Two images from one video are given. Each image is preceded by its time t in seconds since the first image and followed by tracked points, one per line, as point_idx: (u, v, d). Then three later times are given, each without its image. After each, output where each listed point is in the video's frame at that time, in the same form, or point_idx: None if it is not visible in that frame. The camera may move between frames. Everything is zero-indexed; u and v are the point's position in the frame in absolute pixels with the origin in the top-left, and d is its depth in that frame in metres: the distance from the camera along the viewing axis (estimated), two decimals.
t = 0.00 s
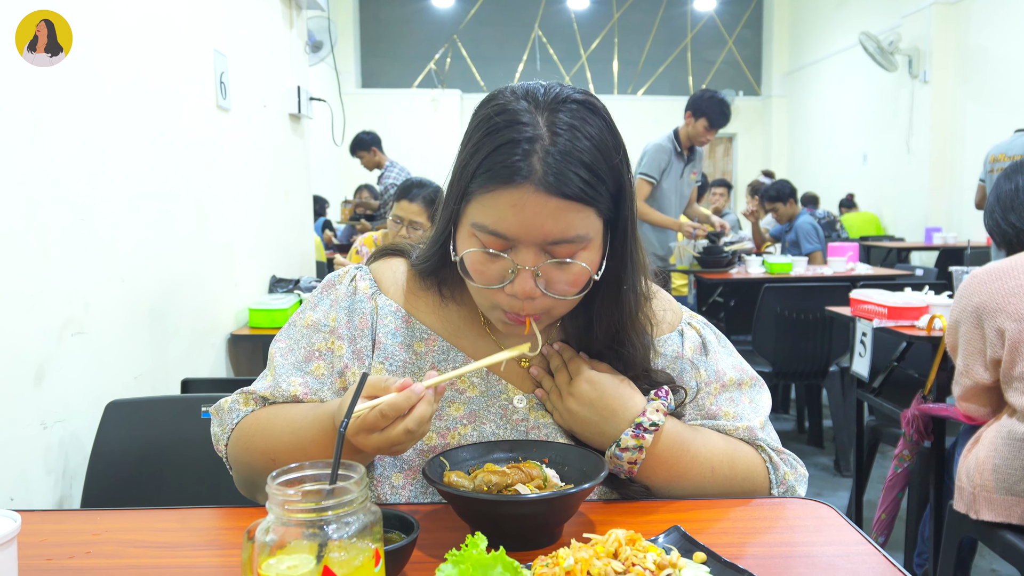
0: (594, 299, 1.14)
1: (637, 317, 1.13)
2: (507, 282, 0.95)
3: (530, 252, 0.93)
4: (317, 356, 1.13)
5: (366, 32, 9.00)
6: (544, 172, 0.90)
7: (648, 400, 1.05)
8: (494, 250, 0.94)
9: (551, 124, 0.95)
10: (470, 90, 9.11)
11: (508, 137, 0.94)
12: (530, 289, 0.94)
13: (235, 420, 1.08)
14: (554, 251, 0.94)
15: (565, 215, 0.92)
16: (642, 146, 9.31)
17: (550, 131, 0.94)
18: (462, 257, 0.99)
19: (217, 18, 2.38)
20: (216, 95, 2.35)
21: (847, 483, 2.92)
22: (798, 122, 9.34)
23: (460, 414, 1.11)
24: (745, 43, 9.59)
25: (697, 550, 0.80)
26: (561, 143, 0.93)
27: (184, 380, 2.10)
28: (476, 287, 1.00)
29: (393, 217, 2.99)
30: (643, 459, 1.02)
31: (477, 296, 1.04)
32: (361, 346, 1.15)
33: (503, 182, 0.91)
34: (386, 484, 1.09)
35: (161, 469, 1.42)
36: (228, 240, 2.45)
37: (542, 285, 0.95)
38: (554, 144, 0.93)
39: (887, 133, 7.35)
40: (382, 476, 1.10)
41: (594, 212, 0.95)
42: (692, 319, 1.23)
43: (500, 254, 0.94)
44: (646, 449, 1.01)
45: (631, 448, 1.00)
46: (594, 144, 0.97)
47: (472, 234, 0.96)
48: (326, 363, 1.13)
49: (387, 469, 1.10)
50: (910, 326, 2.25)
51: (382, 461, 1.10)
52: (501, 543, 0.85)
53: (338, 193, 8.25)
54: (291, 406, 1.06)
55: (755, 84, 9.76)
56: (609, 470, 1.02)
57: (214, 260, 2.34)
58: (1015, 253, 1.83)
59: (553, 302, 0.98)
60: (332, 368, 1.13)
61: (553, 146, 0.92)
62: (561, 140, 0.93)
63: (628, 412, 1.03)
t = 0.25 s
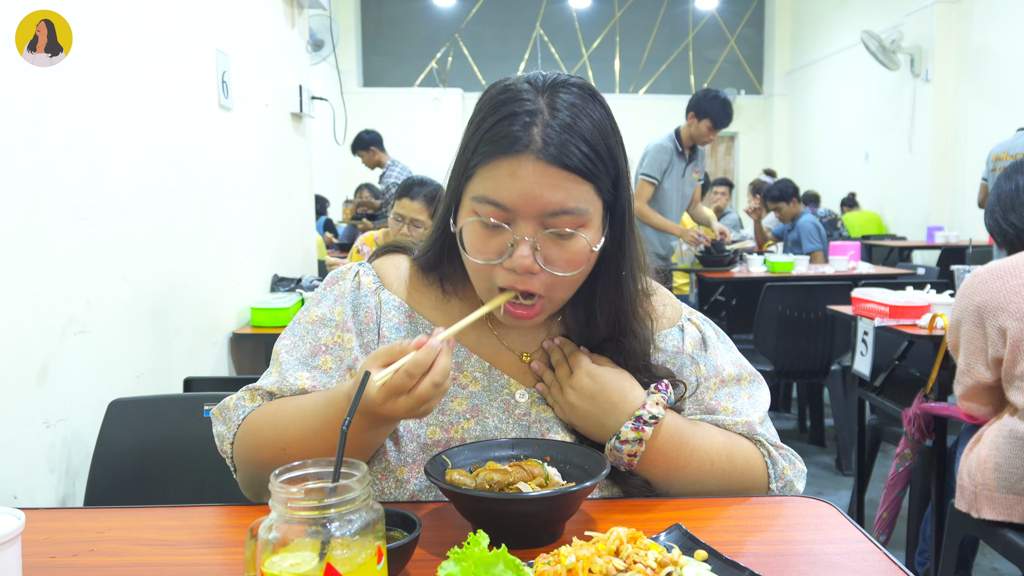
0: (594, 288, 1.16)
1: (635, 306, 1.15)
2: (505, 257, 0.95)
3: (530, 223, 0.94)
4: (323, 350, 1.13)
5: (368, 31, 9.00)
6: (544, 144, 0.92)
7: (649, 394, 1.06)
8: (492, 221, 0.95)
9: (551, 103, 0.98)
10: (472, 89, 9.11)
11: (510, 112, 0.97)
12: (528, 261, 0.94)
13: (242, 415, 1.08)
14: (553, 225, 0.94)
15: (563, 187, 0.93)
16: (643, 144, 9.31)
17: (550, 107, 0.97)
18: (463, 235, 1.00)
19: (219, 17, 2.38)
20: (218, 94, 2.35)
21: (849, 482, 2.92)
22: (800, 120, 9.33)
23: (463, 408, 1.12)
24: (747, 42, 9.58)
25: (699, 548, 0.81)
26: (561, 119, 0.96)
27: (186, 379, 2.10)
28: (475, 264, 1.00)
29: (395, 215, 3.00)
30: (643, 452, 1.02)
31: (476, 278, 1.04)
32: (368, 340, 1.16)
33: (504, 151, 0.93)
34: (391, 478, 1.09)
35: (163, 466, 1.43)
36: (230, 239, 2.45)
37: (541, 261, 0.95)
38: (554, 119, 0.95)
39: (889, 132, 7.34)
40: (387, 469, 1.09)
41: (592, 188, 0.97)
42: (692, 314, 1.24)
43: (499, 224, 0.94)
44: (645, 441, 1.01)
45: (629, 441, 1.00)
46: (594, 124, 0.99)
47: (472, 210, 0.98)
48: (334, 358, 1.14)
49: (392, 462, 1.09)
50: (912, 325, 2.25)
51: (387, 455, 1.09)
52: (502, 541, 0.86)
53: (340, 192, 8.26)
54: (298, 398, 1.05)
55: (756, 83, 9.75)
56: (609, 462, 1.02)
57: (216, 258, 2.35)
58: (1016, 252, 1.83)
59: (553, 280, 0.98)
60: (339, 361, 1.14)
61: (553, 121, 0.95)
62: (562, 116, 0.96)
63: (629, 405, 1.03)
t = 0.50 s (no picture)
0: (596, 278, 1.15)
1: (637, 299, 1.15)
2: (497, 236, 0.96)
3: (522, 204, 0.94)
4: (334, 342, 1.13)
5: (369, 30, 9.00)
6: (539, 127, 0.94)
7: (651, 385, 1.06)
8: (486, 199, 0.95)
9: (551, 90, 0.99)
10: (473, 89, 9.11)
11: (510, 96, 0.99)
12: (518, 241, 0.94)
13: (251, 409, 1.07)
14: (546, 206, 0.95)
15: (557, 169, 0.94)
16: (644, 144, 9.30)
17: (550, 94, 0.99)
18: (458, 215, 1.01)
19: (220, 18, 2.39)
20: (220, 94, 2.36)
21: (850, 482, 2.91)
22: (801, 120, 9.32)
23: (468, 399, 1.12)
24: (748, 41, 9.57)
25: (699, 547, 0.81)
26: (559, 105, 0.97)
27: (188, 379, 2.11)
28: (469, 244, 1.01)
29: (395, 213, 3.01)
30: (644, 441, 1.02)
31: (471, 261, 1.05)
32: (378, 333, 1.18)
33: (501, 132, 0.94)
34: (399, 467, 1.08)
35: (165, 466, 1.43)
36: (231, 238, 2.46)
37: (533, 243, 0.95)
38: (552, 104, 0.96)
39: (891, 131, 7.33)
40: (395, 458, 1.08)
41: (586, 173, 0.98)
42: (691, 312, 1.24)
43: (492, 203, 0.95)
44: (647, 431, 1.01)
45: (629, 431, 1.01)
46: (593, 114, 1.00)
47: (468, 190, 0.99)
48: (345, 349, 1.14)
49: (400, 451, 1.08)
50: (913, 325, 2.25)
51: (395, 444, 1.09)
52: (502, 540, 0.86)
53: (341, 193, 8.27)
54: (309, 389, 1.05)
55: (757, 82, 9.74)
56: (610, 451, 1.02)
57: (217, 258, 2.35)
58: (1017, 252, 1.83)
59: (544, 265, 0.98)
60: (351, 352, 1.14)
61: (551, 106, 0.96)
62: (560, 103, 0.97)
63: (630, 395, 1.03)
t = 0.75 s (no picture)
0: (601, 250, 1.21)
1: (636, 273, 1.23)
2: (510, 200, 1.02)
3: (533, 167, 1.03)
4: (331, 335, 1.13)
5: (370, 30, 9.01)
6: (546, 96, 1.03)
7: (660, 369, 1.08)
8: (498, 165, 1.03)
9: (552, 69, 1.09)
10: (474, 88, 9.12)
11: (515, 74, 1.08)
12: (529, 200, 1.00)
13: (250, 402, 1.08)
14: (554, 169, 1.03)
15: (563, 135, 1.03)
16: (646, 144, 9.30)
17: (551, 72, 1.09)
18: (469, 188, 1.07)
19: (222, 18, 2.39)
20: (221, 95, 2.36)
21: (851, 482, 2.91)
22: (802, 119, 9.31)
23: (469, 387, 1.12)
24: (749, 41, 9.57)
25: (697, 548, 0.81)
26: (562, 80, 1.06)
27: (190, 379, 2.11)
28: (480, 215, 1.06)
29: (393, 213, 3.01)
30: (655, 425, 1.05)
31: (481, 236, 1.09)
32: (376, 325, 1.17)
33: (510, 102, 1.03)
34: (401, 454, 1.09)
35: (165, 467, 1.43)
36: (233, 238, 2.47)
37: (545, 203, 1.02)
38: (555, 79, 1.06)
39: (892, 130, 7.33)
40: (398, 445, 1.09)
41: (589, 141, 1.07)
42: (687, 309, 1.28)
43: (504, 166, 1.02)
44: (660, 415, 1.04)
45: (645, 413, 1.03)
46: (594, 90, 1.10)
47: (478, 161, 1.06)
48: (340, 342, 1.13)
49: (402, 439, 1.10)
50: (914, 325, 2.25)
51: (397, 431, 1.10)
52: (501, 541, 0.86)
53: (342, 193, 8.27)
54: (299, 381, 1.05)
55: (758, 82, 9.74)
56: (622, 434, 1.04)
57: (219, 258, 2.36)
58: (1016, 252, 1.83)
59: (556, 226, 1.03)
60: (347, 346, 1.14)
61: (554, 81, 1.05)
62: (563, 78, 1.06)
63: (641, 380, 1.05)
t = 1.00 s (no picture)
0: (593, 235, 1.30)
1: (624, 261, 1.33)
2: (507, 175, 1.11)
3: (527, 146, 1.14)
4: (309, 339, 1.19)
5: (369, 33, 9.02)
6: (535, 87, 1.18)
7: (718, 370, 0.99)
8: (496, 145, 1.14)
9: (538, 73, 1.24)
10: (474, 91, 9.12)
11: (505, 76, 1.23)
12: (526, 172, 1.10)
13: (243, 405, 1.08)
14: (546, 148, 1.14)
15: (552, 119, 1.16)
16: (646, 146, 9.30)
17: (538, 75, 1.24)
18: (466, 171, 1.16)
19: (222, 23, 2.40)
20: (221, 99, 2.37)
21: (851, 484, 2.92)
22: (802, 121, 9.32)
23: (465, 380, 1.12)
24: (748, 43, 9.58)
25: (696, 553, 0.81)
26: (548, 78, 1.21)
27: (190, 383, 2.12)
28: (478, 196, 1.14)
29: (390, 217, 3.00)
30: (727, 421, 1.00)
31: (477, 219, 1.16)
32: (359, 330, 1.19)
33: (503, 93, 1.17)
34: (399, 446, 1.10)
35: (165, 472, 1.44)
36: (233, 241, 2.47)
37: (539, 175, 1.11)
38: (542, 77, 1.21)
39: (892, 132, 7.33)
40: (395, 439, 1.11)
41: (575, 129, 1.20)
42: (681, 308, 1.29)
43: (501, 146, 1.14)
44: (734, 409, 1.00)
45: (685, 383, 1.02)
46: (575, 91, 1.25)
47: (475, 148, 1.16)
48: (319, 347, 1.19)
49: (399, 432, 1.11)
50: (913, 327, 2.25)
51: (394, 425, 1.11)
52: (501, 547, 0.86)
53: (342, 196, 8.28)
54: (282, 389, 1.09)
55: (758, 84, 9.75)
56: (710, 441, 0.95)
57: (219, 262, 2.36)
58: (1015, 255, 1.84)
59: (551, 197, 1.12)
60: (324, 352, 1.18)
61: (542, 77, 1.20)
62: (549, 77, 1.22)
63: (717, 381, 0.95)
